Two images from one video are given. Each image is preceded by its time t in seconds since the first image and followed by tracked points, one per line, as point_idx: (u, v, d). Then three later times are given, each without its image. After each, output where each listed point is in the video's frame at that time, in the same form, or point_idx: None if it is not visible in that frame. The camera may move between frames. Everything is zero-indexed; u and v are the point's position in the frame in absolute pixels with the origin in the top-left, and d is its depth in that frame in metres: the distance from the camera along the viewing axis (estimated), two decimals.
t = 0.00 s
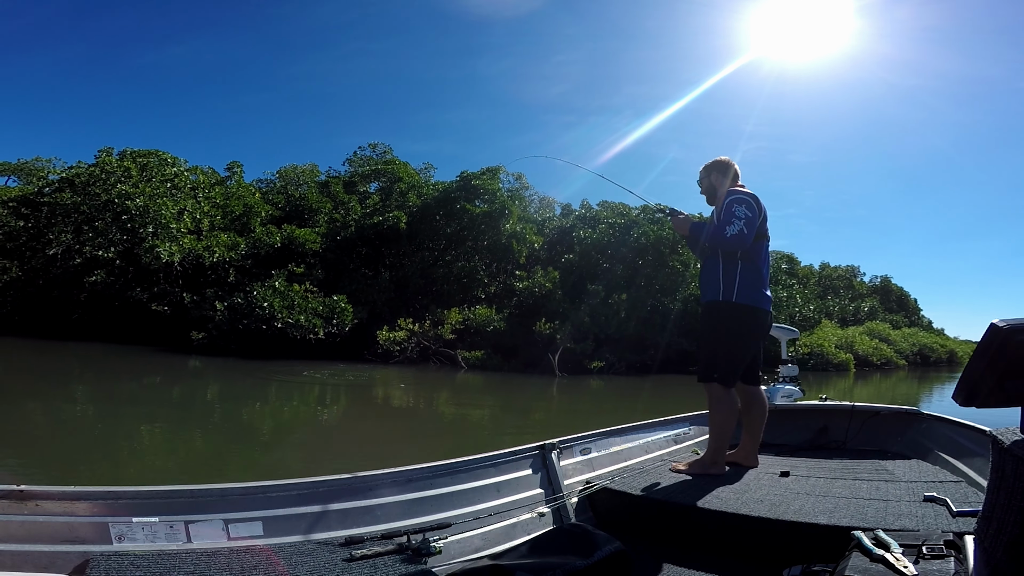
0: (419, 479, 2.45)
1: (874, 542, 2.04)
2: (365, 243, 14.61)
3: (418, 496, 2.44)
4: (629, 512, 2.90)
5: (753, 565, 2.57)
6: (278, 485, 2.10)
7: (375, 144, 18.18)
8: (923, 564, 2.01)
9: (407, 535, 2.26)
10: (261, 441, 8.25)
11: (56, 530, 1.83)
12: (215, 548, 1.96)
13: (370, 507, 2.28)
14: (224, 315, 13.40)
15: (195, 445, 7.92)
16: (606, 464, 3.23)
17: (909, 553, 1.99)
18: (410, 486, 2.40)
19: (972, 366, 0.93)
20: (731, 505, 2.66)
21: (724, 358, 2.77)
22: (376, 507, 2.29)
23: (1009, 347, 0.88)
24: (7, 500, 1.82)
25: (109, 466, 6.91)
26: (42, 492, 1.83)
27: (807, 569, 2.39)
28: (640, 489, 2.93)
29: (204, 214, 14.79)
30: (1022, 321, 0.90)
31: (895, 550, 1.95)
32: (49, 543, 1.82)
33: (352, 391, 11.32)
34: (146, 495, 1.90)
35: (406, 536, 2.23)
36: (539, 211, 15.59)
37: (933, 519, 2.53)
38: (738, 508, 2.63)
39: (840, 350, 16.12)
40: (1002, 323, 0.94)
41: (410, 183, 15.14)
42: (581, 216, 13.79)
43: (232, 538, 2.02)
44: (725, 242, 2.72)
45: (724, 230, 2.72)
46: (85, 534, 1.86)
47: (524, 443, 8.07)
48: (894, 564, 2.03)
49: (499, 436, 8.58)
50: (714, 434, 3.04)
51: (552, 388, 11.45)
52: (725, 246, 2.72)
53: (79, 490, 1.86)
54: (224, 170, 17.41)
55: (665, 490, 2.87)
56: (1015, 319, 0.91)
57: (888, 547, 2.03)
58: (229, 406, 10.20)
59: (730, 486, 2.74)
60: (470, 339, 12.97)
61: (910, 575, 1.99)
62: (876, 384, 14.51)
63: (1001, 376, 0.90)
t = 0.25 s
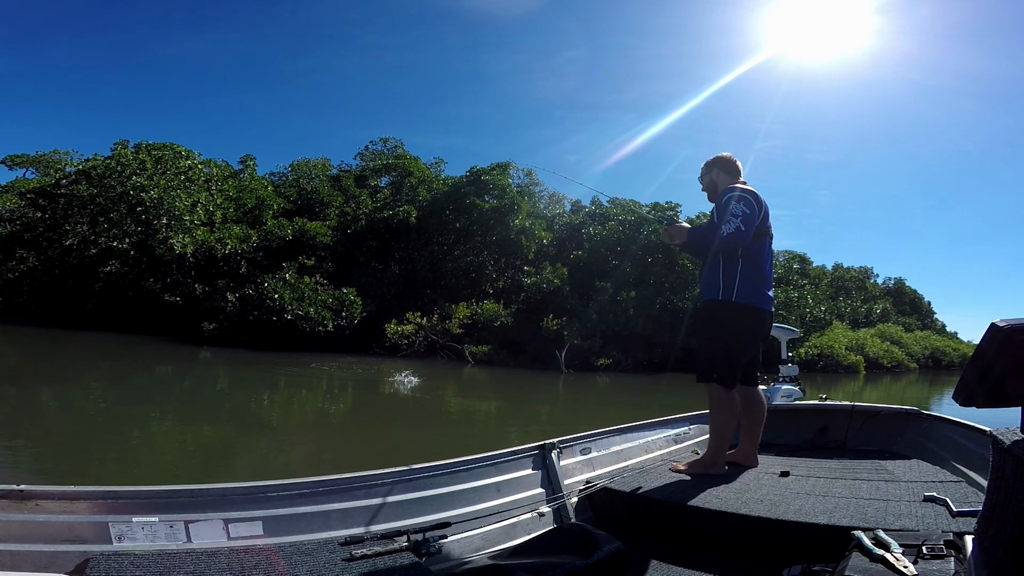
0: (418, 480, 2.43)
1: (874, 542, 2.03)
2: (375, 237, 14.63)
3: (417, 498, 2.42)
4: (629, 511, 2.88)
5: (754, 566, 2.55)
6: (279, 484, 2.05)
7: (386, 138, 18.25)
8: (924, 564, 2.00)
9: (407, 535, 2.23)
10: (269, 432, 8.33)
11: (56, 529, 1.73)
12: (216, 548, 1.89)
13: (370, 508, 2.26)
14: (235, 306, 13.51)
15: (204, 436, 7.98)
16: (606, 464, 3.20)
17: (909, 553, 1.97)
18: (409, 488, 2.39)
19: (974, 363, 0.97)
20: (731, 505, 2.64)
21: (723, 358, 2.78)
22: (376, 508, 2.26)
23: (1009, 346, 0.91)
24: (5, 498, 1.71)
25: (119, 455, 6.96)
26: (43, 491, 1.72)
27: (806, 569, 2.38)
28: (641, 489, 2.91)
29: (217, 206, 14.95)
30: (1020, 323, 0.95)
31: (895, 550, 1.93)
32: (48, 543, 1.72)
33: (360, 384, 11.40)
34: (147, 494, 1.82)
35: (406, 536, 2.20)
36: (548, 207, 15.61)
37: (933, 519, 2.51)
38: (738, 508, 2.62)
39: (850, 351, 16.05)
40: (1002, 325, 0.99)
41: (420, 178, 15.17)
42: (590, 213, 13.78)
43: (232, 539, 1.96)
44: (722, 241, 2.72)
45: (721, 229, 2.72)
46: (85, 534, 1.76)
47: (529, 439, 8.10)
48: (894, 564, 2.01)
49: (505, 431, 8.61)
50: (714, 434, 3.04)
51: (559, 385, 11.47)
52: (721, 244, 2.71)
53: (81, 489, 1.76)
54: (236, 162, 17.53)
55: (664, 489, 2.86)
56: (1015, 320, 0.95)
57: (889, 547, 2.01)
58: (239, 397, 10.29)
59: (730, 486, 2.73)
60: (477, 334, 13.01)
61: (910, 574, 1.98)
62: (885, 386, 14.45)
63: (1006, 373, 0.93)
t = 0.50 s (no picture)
0: (419, 480, 2.42)
1: (873, 542, 2.01)
2: (382, 239, 14.72)
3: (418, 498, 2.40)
4: (629, 510, 2.88)
5: (756, 565, 2.53)
6: (279, 484, 2.05)
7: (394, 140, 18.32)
8: (922, 564, 1.99)
9: (407, 535, 2.22)
10: (276, 432, 8.38)
11: (56, 530, 1.75)
12: (216, 548, 1.90)
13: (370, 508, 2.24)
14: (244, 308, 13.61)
15: (212, 436, 8.04)
16: (607, 464, 3.20)
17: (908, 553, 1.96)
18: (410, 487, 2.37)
19: (975, 362, 0.99)
20: (730, 505, 2.64)
21: (720, 357, 2.81)
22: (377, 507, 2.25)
23: (1009, 344, 0.93)
24: (6, 499, 1.73)
25: (129, 455, 7.04)
26: (42, 491, 1.74)
27: (806, 569, 2.37)
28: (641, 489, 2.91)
29: (227, 208, 15.09)
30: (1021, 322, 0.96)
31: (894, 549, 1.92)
32: (48, 544, 1.74)
33: (367, 384, 11.44)
34: (147, 493, 1.84)
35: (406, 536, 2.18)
36: (555, 208, 15.61)
37: (933, 519, 2.50)
38: (738, 508, 2.61)
39: (860, 353, 15.92)
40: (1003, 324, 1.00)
41: (427, 179, 15.22)
42: (597, 214, 13.77)
43: (232, 539, 1.96)
44: (713, 240, 2.77)
45: (711, 228, 2.77)
46: (85, 534, 1.77)
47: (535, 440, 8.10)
48: (893, 563, 2.00)
49: (511, 432, 8.61)
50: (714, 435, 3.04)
51: (565, 386, 11.46)
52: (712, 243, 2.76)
53: (81, 489, 1.78)
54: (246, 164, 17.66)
55: (665, 489, 2.86)
56: (1015, 320, 0.96)
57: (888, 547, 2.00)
58: (248, 397, 10.37)
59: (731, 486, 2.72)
60: (484, 335, 13.03)
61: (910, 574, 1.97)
62: (896, 388, 14.32)
63: (1005, 372, 0.95)
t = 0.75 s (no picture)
0: (418, 480, 2.41)
1: (874, 542, 2.01)
2: (387, 247, 14.78)
3: (417, 498, 2.40)
4: (629, 512, 2.87)
5: (756, 566, 2.52)
6: (279, 484, 2.04)
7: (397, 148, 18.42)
8: (923, 564, 1.98)
9: (407, 535, 2.23)
10: (283, 441, 8.41)
11: (54, 529, 1.72)
12: (216, 548, 1.87)
13: (369, 509, 2.23)
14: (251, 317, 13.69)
15: (219, 446, 8.08)
16: (607, 464, 3.20)
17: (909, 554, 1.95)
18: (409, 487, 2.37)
19: (973, 363, 0.99)
20: (730, 505, 2.63)
21: (713, 357, 2.84)
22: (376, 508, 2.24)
23: (1007, 344, 0.93)
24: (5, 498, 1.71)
25: (139, 464, 7.08)
26: (42, 490, 1.72)
27: (807, 569, 2.36)
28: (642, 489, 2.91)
29: (232, 219, 15.21)
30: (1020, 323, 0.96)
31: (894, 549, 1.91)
32: (47, 544, 1.71)
33: (373, 392, 11.47)
34: (147, 493, 1.81)
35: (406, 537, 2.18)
36: (558, 213, 15.64)
37: (933, 520, 2.49)
38: (738, 509, 2.60)
39: (868, 353, 15.83)
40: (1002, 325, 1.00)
41: (430, 187, 15.28)
42: (601, 219, 13.78)
43: (232, 539, 1.94)
44: (699, 243, 2.82)
45: (697, 231, 2.83)
46: (85, 534, 1.75)
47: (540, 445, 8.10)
48: (894, 564, 1.99)
49: (517, 438, 8.61)
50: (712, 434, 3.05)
51: (571, 391, 11.45)
52: (697, 246, 2.82)
53: (80, 489, 1.76)
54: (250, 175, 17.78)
55: (665, 490, 2.85)
56: (1014, 319, 0.96)
57: (889, 547, 1.99)
58: (255, 406, 10.41)
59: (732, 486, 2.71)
60: (489, 341, 13.04)
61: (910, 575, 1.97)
62: (905, 388, 14.22)
63: (1005, 372, 0.95)
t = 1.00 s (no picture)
0: (418, 480, 2.43)
1: (873, 543, 2.00)
2: (393, 251, 14.83)
3: (417, 498, 2.42)
4: (629, 512, 2.87)
5: (757, 565, 2.52)
6: (279, 485, 2.07)
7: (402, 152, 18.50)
8: (924, 564, 1.97)
9: (407, 535, 2.25)
10: (293, 443, 8.46)
11: (55, 529, 1.76)
12: (215, 547, 1.91)
13: (370, 508, 2.26)
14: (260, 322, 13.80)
15: (229, 449, 8.13)
16: (606, 464, 3.21)
17: (909, 554, 1.94)
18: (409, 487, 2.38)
19: (971, 364, 0.97)
20: (730, 505, 2.63)
21: (715, 358, 2.85)
22: (376, 508, 2.27)
23: (1005, 348, 0.92)
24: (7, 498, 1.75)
25: (149, 466, 7.17)
26: (42, 490, 1.75)
27: (806, 569, 2.36)
28: (641, 489, 2.92)
29: (241, 224, 15.34)
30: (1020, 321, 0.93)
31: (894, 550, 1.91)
32: (48, 544, 1.74)
33: (380, 395, 11.53)
34: (147, 493, 1.84)
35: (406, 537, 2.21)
36: (563, 215, 15.66)
37: (933, 519, 2.48)
38: (738, 509, 2.60)
39: (878, 353, 15.72)
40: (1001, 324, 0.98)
41: (436, 191, 15.36)
42: (606, 220, 13.79)
43: (232, 539, 1.98)
44: (694, 246, 2.83)
45: (691, 235, 2.85)
46: (85, 534, 1.78)
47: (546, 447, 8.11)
48: (893, 564, 1.99)
49: (523, 440, 8.62)
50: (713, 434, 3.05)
51: (578, 393, 11.47)
52: (692, 249, 2.83)
53: (80, 490, 1.79)
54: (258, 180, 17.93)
55: (664, 490, 2.86)
56: (1014, 319, 0.94)
57: (888, 547, 1.98)
58: (264, 410, 10.49)
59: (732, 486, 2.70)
60: (495, 344, 13.07)
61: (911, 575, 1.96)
62: (916, 388, 14.10)
63: (1003, 372, 0.93)
